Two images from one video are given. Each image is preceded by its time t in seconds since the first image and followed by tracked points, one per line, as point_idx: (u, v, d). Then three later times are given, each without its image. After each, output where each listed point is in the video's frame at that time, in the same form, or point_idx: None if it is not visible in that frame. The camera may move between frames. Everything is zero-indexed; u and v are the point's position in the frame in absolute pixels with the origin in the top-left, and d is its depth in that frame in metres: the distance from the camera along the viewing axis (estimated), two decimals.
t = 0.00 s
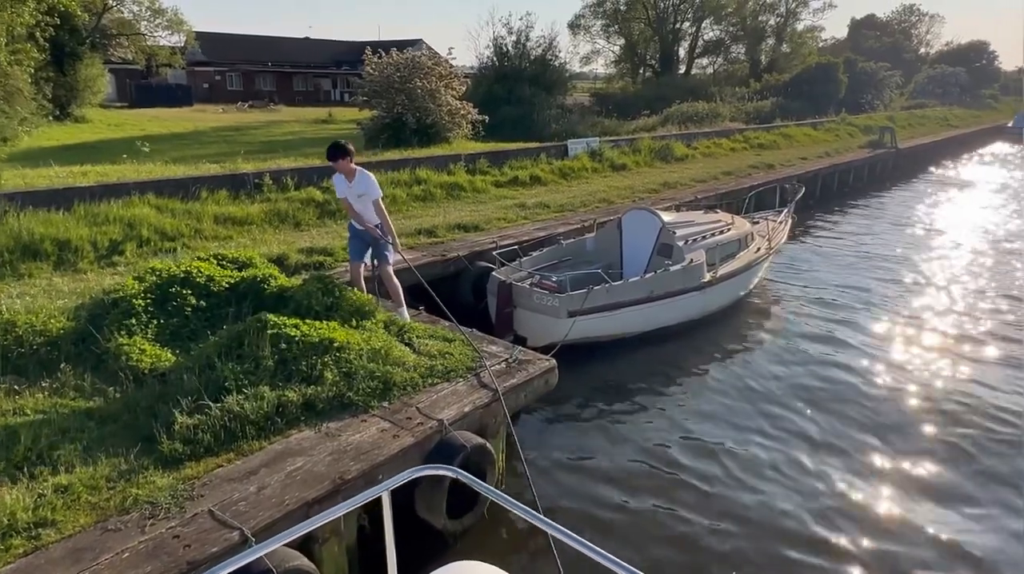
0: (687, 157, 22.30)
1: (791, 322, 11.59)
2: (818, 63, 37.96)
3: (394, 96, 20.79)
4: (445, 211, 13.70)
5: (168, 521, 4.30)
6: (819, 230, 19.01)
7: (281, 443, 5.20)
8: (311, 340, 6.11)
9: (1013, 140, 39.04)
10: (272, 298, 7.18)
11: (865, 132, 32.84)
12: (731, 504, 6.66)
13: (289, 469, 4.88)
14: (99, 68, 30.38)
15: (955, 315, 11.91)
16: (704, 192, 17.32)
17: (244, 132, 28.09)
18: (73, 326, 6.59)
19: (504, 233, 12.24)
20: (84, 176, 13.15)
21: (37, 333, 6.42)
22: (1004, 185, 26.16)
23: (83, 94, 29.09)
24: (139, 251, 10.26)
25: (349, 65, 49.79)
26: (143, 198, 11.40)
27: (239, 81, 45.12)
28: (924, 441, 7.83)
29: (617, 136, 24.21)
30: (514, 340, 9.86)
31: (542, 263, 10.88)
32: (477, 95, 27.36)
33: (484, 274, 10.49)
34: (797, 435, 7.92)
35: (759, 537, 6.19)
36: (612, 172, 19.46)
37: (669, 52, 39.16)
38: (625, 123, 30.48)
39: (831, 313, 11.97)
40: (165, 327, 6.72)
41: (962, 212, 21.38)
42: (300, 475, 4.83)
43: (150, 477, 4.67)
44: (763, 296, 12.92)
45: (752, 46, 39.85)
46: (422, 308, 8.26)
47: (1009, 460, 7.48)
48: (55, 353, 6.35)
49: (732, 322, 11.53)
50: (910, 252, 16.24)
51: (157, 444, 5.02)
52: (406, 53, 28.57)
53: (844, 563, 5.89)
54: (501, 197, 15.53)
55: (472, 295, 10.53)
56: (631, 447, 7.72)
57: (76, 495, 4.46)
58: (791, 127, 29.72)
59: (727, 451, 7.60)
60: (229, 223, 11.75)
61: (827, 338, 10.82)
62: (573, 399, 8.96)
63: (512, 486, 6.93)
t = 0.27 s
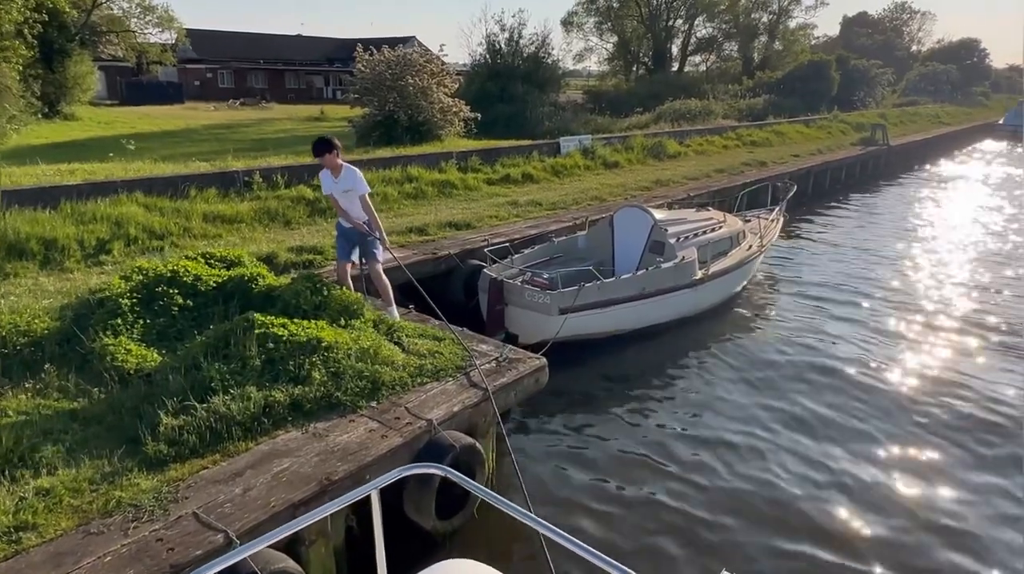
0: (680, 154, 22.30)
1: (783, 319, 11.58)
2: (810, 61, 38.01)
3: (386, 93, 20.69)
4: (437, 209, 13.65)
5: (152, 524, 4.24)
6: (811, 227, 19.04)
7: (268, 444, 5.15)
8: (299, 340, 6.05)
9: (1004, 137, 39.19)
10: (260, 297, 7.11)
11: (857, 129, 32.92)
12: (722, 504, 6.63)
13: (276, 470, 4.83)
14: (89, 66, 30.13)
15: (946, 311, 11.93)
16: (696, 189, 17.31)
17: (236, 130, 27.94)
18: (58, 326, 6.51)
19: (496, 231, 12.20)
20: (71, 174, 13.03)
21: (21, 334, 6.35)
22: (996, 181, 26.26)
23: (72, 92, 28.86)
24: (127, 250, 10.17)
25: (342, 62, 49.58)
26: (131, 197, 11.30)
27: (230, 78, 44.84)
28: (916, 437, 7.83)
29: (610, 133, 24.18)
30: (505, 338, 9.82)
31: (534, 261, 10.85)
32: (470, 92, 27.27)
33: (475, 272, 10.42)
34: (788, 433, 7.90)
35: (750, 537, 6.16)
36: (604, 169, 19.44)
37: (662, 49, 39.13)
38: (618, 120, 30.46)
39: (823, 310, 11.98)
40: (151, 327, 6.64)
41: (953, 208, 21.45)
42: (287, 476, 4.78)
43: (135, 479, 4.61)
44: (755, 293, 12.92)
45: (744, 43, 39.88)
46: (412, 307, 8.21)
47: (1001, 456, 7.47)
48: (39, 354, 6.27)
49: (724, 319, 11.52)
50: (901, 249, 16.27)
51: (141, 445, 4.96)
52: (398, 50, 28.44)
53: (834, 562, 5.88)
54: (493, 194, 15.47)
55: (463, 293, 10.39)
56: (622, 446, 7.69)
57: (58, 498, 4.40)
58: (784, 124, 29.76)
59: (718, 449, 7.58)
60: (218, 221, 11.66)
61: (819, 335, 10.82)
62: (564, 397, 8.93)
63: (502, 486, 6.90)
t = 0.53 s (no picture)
0: (673, 150, 22.28)
1: (776, 315, 11.57)
2: (803, 56, 38.02)
3: (378, 88, 20.58)
4: (429, 205, 13.58)
5: (135, 525, 4.19)
6: (804, 223, 19.06)
7: (254, 444, 5.09)
8: (287, 338, 5.98)
9: (996, 133, 39.32)
10: (248, 295, 7.03)
11: (850, 125, 32.97)
12: (714, 503, 6.61)
13: (262, 470, 4.78)
14: (78, 61, 29.87)
15: (937, 307, 11.95)
16: (689, 185, 17.29)
17: (228, 125, 27.77)
18: (42, 325, 6.43)
19: (488, 227, 12.15)
20: (59, 171, 12.91)
21: (5, 333, 6.27)
22: (987, 177, 26.35)
23: (62, 87, 28.62)
24: (114, 247, 10.07)
25: (335, 57, 49.30)
26: (119, 193, 11.19)
27: (222, 73, 44.54)
28: (907, 433, 7.83)
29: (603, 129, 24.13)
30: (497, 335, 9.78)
31: (526, 257, 10.80)
32: (463, 87, 27.16)
33: (466, 269, 10.38)
34: (778, 430, 7.89)
35: (740, 537, 6.15)
36: (597, 165, 19.39)
37: (656, 44, 39.07)
38: (612, 115, 30.41)
39: (815, 306, 11.99)
40: (137, 325, 6.57)
41: (945, 204, 21.50)
42: (273, 476, 4.72)
43: (118, 480, 4.55)
44: (747, 288, 12.92)
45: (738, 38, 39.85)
46: (402, 304, 8.15)
47: (990, 454, 7.48)
48: (23, 353, 6.19)
49: (716, 315, 11.51)
50: (893, 244, 16.30)
51: (126, 446, 4.90)
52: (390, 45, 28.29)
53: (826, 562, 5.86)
54: (485, 190, 15.41)
55: (455, 290, 10.37)
56: (614, 444, 7.66)
57: (40, 500, 4.34)
58: (777, 119, 29.77)
59: (710, 447, 7.56)
60: (208, 218, 11.56)
61: (811, 331, 10.81)
62: (556, 394, 8.89)
63: (493, 484, 6.86)
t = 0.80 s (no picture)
0: (667, 144, 22.23)
1: (770, 308, 11.57)
2: (798, 49, 37.96)
3: (371, 82, 20.46)
4: (422, 200, 13.52)
5: (122, 525, 4.14)
6: (798, 216, 19.05)
7: (244, 442, 5.04)
8: (278, 335, 5.93)
9: (990, 126, 39.37)
10: (238, 291, 6.96)
11: (844, 118, 32.96)
12: (708, 497, 6.59)
13: (252, 468, 4.73)
14: (69, 54, 29.61)
15: (931, 300, 11.95)
16: (683, 179, 17.26)
17: (221, 119, 27.60)
18: (29, 322, 6.36)
19: (482, 221, 12.10)
20: (49, 166, 12.79)
21: None
22: (981, 170, 26.37)
23: (53, 81, 28.38)
24: (104, 243, 9.98)
25: (329, 51, 49.01)
26: (110, 188, 11.10)
27: (215, 67, 44.22)
28: (901, 427, 7.82)
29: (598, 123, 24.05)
30: (491, 330, 9.74)
31: (520, 251, 10.74)
32: (457, 81, 27.03)
33: (461, 263, 10.39)
34: (773, 424, 7.88)
35: (736, 532, 6.13)
36: (592, 159, 19.34)
37: (651, 38, 38.95)
38: (606, 109, 30.33)
39: (809, 299, 11.98)
40: (126, 322, 6.50)
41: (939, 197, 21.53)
42: (263, 475, 4.68)
43: (106, 479, 4.50)
44: (741, 282, 12.90)
45: (733, 31, 39.76)
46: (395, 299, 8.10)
47: (985, 446, 7.48)
48: (9, 350, 6.12)
49: (710, 309, 11.49)
50: (887, 238, 16.30)
51: (113, 444, 4.85)
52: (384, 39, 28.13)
53: (821, 556, 5.85)
54: (479, 184, 15.35)
55: (449, 286, 10.39)
56: (608, 439, 7.64)
57: (26, 499, 4.29)
58: (772, 113, 29.73)
59: (705, 441, 7.54)
60: (199, 213, 11.47)
61: (805, 325, 10.80)
62: (550, 389, 8.86)
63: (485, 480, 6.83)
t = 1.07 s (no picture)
0: (664, 136, 22.16)
1: (766, 301, 11.54)
2: (795, 41, 37.82)
3: (366, 74, 20.33)
4: (417, 192, 13.45)
5: (112, 523, 4.10)
6: (795, 209, 19.00)
7: (236, 438, 5.00)
8: (270, 329, 5.88)
9: (987, 118, 39.34)
10: (231, 285, 6.89)
11: (841, 110, 32.88)
12: (704, 492, 6.57)
13: (243, 465, 4.69)
14: (62, 46, 29.37)
15: (926, 293, 11.92)
16: (680, 171, 17.19)
17: (215, 111, 27.42)
18: (19, 318, 6.31)
19: (477, 214, 12.04)
20: (41, 159, 12.69)
21: None
22: (978, 162, 26.32)
23: (46, 73, 28.15)
24: (97, 236, 9.90)
25: (324, 42, 48.69)
26: (102, 181, 11.02)
27: (210, 59, 43.87)
28: (897, 421, 7.82)
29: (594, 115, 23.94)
30: (486, 324, 9.71)
31: (515, 245, 10.69)
32: (453, 73, 26.88)
33: (456, 256, 10.35)
34: (769, 418, 7.86)
35: (731, 527, 6.12)
36: (588, 151, 19.26)
37: (648, 29, 38.77)
38: (603, 101, 30.21)
39: (805, 292, 11.94)
40: (118, 316, 6.44)
41: (936, 188, 21.50)
42: (254, 471, 4.65)
43: (95, 476, 4.46)
44: (737, 275, 12.86)
45: (730, 22, 39.59)
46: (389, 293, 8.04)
47: (980, 440, 7.48)
48: None
49: (706, 302, 11.44)
50: (884, 230, 16.25)
51: (104, 441, 4.80)
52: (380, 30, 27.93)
53: (816, 551, 5.84)
54: (474, 177, 15.27)
55: (444, 279, 10.35)
56: (604, 433, 7.62)
57: (14, 497, 4.25)
58: (769, 105, 29.64)
59: (700, 435, 7.53)
60: (192, 206, 11.38)
61: (800, 317, 10.77)
62: (545, 383, 8.83)
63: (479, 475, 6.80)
